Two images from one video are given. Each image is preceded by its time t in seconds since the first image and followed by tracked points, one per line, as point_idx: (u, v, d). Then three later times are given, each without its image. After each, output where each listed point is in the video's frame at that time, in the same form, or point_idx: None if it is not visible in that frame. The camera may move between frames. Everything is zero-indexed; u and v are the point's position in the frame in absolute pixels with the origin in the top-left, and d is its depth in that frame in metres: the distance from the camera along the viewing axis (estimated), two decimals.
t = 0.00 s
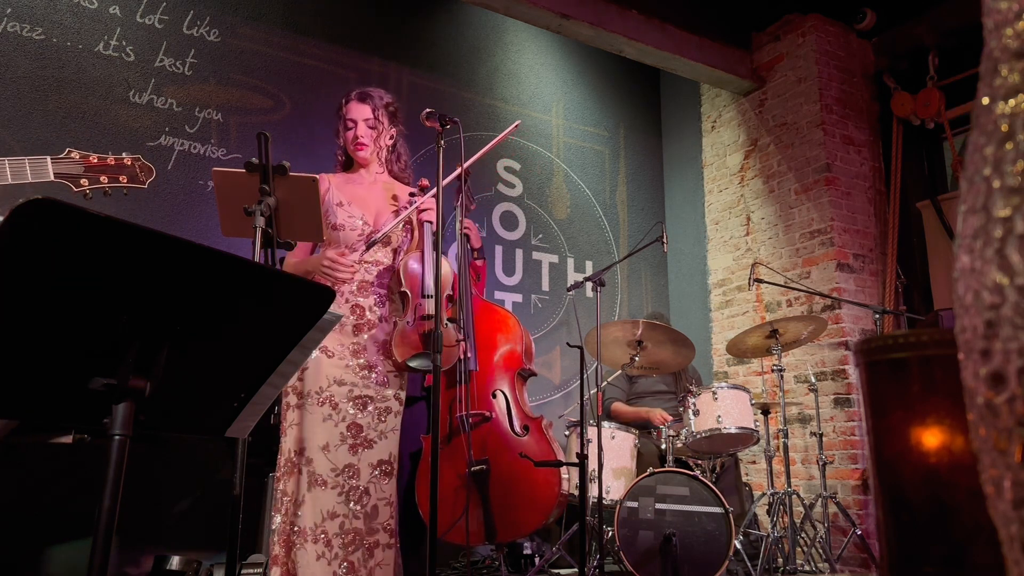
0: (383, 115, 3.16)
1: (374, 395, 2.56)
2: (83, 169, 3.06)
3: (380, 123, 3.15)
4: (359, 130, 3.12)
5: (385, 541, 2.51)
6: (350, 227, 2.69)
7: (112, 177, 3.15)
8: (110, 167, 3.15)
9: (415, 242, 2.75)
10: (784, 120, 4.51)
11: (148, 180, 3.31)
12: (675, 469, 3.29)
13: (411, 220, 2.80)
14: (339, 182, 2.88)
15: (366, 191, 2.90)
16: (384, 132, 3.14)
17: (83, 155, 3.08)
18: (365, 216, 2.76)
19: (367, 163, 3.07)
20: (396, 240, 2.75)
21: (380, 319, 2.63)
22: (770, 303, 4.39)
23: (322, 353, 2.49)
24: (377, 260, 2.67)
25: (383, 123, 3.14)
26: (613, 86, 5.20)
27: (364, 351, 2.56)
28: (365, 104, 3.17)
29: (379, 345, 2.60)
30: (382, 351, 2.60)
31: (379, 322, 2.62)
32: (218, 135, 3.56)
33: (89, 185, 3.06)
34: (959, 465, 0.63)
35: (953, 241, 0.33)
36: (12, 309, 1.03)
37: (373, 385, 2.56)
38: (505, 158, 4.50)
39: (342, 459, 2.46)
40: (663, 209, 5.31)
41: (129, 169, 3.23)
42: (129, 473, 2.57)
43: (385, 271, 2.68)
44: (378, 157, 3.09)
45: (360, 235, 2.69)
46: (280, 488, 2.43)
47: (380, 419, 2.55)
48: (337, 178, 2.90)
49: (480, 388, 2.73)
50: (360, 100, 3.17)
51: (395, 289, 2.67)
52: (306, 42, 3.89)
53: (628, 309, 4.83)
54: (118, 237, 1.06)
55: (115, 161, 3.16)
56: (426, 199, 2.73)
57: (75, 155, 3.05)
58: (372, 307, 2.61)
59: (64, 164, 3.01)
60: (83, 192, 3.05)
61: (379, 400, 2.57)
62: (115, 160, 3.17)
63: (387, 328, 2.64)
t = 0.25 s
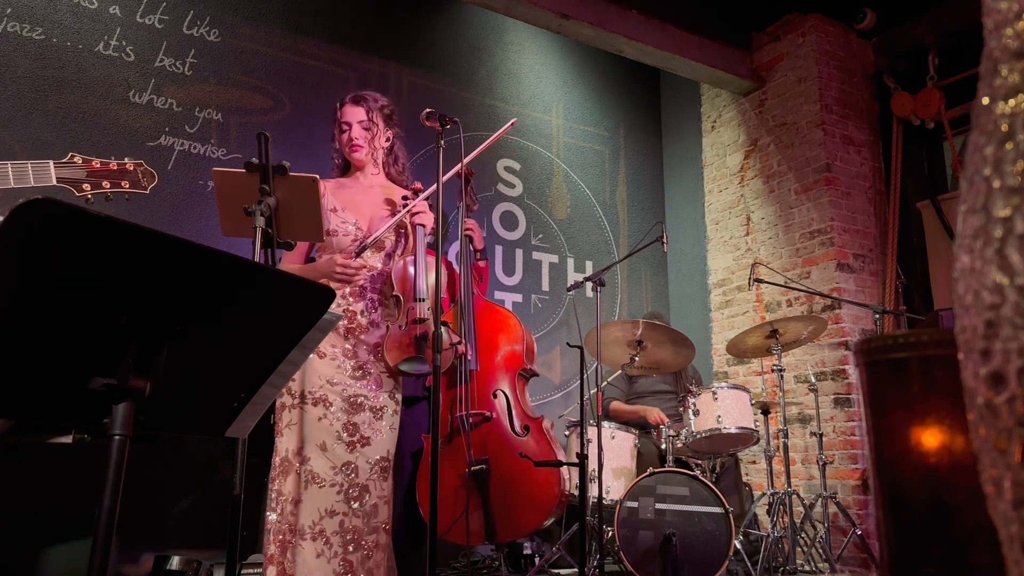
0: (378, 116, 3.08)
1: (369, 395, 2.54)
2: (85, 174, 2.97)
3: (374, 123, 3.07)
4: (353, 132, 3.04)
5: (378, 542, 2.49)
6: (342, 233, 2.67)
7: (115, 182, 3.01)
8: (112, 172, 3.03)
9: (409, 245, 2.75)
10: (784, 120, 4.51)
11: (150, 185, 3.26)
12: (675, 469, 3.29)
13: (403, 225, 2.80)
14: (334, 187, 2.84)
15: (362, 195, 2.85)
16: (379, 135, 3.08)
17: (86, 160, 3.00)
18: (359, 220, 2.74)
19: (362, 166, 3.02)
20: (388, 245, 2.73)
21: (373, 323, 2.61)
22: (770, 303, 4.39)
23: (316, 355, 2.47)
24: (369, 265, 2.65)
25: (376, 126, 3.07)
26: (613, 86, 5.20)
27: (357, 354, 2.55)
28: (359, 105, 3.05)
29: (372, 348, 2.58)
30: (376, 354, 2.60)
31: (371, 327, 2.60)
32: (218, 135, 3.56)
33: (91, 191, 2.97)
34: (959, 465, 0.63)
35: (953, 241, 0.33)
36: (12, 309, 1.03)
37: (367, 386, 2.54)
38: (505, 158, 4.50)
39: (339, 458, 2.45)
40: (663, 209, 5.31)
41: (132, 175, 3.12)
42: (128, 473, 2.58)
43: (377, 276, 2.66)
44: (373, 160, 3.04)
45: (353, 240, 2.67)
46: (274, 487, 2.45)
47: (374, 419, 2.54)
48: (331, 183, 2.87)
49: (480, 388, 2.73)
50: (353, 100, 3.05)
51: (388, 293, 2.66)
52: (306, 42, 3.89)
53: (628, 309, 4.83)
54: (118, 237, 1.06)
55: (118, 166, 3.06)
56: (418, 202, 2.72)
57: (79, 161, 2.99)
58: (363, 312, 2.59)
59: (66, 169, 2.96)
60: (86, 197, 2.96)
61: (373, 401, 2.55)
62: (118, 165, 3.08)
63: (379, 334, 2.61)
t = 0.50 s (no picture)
0: (376, 114, 3.05)
1: (366, 396, 2.55)
2: (88, 176, 2.97)
3: (372, 121, 3.02)
4: (351, 129, 2.98)
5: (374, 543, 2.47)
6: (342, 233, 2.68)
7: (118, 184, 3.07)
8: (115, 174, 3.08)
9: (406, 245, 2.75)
10: (784, 119, 4.51)
11: (152, 188, 3.27)
12: (675, 469, 3.29)
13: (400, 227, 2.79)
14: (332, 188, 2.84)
15: (360, 195, 2.85)
16: (377, 132, 3.03)
17: (89, 163, 3.00)
18: (358, 221, 2.75)
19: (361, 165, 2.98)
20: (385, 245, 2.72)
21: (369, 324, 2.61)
22: (770, 303, 4.39)
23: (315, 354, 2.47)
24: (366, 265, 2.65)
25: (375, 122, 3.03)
26: (613, 86, 5.20)
27: (354, 353, 2.55)
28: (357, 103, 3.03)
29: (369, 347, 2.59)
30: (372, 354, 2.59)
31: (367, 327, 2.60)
32: (218, 135, 3.56)
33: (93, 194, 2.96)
34: (959, 465, 0.63)
35: (953, 241, 0.33)
36: (12, 309, 1.03)
37: (363, 387, 2.55)
38: (505, 158, 4.50)
39: (334, 459, 2.44)
40: (663, 209, 5.31)
41: (135, 177, 3.19)
42: (128, 473, 2.58)
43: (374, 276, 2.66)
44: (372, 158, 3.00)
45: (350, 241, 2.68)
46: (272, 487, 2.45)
47: (371, 419, 2.54)
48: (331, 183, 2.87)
49: (480, 388, 2.73)
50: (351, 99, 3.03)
51: (384, 294, 2.66)
52: (306, 42, 3.89)
53: (628, 309, 4.83)
54: (118, 237, 1.06)
55: (121, 168, 3.12)
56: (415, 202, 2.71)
57: (82, 163, 2.98)
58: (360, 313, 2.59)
59: (70, 171, 2.95)
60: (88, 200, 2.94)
61: (371, 401, 2.56)
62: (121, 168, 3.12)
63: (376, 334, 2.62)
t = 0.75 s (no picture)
0: (376, 114, 3.10)
1: (365, 395, 2.55)
2: (88, 177, 3.09)
3: (372, 120, 3.07)
4: (352, 125, 3.01)
5: (375, 541, 2.49)
6: (340, 231, 2.67)
7: (116, 186, 3.18)
8: (115, 175, 3.18)
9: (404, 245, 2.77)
10: (784, 119, 4.51)
11: (153, 189, 3.32)
12: (675, 469, 3.29)
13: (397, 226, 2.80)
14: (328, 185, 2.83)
15: (356, 194, 2.84)
16: (377, 130, 3.07)
17: (88, 164, 3.12)
18: (354, 219, 2.74)
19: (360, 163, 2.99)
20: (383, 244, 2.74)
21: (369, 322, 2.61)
22: (770, 303, 4.39)
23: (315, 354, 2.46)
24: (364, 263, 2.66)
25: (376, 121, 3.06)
26: (613, 86, 5.20)
27: (354, 352, 2.55)
28: (358, 101, 3.07)
29: (369, 347, 2.59)
30: (372, 354, 2.59)
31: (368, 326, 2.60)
32: (218, 135, 3.56)
33: (93, 194, 3.08)
34: (959, 465, 0.63)
35: (953, 241, 0.32)
36: (13, 309, 1.03)
37: (363, 386, 2.55)
38: (505, 158, 4.50)
39: (334, 459, 2.45)
40: (663, 209, 5.31)
41: (134, 178, 3.26)
42: (128, 474, 2.57)
43: (372, 275, 2.67)
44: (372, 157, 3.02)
45: (348, 238, 2.67)
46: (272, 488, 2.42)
47: (370, 419, 2.55)
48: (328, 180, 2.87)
49: (478, 388, 2.73)
50: (352, 96, 3.07)
51: (383, 293, 2.66)
52: (306, 42, 3.89)
53: (628, 309, 4.83)
54: (119, 237, 1.06)
55: (121, 169, 3.21)
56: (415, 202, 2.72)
57: (82, 164, 3.10)
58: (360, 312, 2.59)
59: (70, 172, 3.05)
60: (88, 201, 3.07)
61: (370, 400, 2.56)
62: (120, 168, 3.21)
63: (376, 333, 2.62)
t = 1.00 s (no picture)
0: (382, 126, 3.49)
1: (369, 396, 2.55)
2: (87, 176, 3.00)
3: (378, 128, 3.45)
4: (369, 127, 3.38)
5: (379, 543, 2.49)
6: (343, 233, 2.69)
7: (116, 184, 3.08)
8: (115, 174, 3.08)
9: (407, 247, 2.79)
10: (784, 120, 4.51)
11: (152, 188, 3.26)
12: (675, 469, 3.29)
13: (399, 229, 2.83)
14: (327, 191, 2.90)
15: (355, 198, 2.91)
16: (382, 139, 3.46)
17: (88, 162, 3.02)
18: (356, 222, 2.78)
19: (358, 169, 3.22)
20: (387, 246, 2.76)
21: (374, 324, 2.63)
22: (770, 303, 4.39)
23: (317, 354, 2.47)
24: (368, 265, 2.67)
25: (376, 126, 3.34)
26: (613, 86, 5.20)
27: (357, 354, 2.55)
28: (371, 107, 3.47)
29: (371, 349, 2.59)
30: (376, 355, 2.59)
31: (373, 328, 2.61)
32: (218, 135, 3.56)
33: (93, 193, 2.99)
34: (959, 464, 0.63)
35: (953, 241, 0.33)
36: (12, 309, 1.03)
37: (366, 386, 2.55)
38: (505, 158, 4.50)
39: (339, 460, 2.45)
40: (663, 209, 5.31)
41: (134, 176, 3.17)
42: (128, 474, 2.58)
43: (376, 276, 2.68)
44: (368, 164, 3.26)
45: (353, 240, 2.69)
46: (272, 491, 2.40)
47: (375, 420, 2.55)
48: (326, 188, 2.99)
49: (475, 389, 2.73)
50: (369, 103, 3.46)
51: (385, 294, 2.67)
52: (306, 42, 3.89)
53: (628, 309, 4.83)
54: (119, 237, 1.06)
55: (120, 167, 3.10)
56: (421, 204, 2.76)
57: (81, 162, 3.01)
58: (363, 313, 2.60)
59: (69, 171, 2.97)
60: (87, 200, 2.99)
61: (373, 401, 2.56)
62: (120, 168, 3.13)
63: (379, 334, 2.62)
